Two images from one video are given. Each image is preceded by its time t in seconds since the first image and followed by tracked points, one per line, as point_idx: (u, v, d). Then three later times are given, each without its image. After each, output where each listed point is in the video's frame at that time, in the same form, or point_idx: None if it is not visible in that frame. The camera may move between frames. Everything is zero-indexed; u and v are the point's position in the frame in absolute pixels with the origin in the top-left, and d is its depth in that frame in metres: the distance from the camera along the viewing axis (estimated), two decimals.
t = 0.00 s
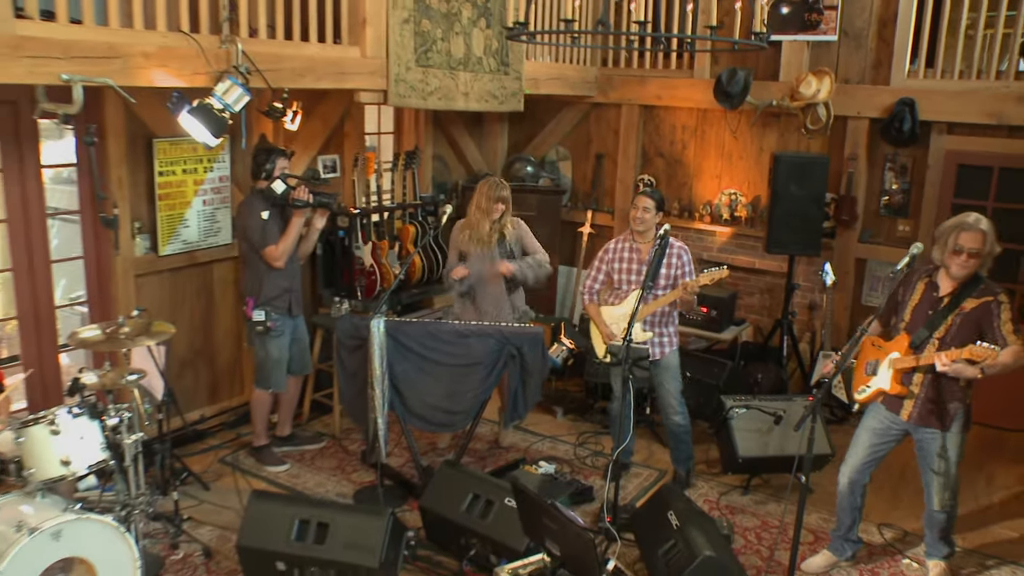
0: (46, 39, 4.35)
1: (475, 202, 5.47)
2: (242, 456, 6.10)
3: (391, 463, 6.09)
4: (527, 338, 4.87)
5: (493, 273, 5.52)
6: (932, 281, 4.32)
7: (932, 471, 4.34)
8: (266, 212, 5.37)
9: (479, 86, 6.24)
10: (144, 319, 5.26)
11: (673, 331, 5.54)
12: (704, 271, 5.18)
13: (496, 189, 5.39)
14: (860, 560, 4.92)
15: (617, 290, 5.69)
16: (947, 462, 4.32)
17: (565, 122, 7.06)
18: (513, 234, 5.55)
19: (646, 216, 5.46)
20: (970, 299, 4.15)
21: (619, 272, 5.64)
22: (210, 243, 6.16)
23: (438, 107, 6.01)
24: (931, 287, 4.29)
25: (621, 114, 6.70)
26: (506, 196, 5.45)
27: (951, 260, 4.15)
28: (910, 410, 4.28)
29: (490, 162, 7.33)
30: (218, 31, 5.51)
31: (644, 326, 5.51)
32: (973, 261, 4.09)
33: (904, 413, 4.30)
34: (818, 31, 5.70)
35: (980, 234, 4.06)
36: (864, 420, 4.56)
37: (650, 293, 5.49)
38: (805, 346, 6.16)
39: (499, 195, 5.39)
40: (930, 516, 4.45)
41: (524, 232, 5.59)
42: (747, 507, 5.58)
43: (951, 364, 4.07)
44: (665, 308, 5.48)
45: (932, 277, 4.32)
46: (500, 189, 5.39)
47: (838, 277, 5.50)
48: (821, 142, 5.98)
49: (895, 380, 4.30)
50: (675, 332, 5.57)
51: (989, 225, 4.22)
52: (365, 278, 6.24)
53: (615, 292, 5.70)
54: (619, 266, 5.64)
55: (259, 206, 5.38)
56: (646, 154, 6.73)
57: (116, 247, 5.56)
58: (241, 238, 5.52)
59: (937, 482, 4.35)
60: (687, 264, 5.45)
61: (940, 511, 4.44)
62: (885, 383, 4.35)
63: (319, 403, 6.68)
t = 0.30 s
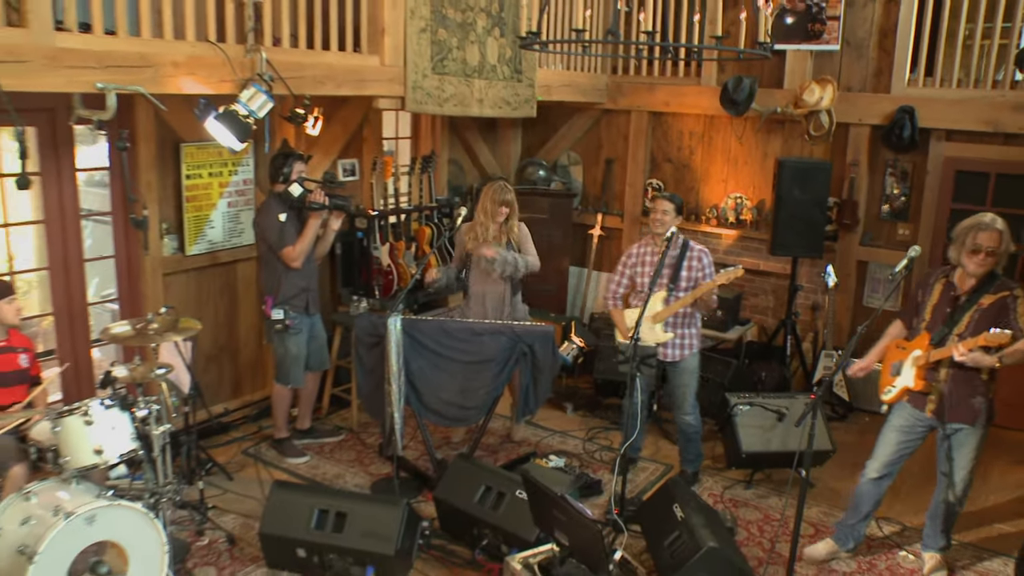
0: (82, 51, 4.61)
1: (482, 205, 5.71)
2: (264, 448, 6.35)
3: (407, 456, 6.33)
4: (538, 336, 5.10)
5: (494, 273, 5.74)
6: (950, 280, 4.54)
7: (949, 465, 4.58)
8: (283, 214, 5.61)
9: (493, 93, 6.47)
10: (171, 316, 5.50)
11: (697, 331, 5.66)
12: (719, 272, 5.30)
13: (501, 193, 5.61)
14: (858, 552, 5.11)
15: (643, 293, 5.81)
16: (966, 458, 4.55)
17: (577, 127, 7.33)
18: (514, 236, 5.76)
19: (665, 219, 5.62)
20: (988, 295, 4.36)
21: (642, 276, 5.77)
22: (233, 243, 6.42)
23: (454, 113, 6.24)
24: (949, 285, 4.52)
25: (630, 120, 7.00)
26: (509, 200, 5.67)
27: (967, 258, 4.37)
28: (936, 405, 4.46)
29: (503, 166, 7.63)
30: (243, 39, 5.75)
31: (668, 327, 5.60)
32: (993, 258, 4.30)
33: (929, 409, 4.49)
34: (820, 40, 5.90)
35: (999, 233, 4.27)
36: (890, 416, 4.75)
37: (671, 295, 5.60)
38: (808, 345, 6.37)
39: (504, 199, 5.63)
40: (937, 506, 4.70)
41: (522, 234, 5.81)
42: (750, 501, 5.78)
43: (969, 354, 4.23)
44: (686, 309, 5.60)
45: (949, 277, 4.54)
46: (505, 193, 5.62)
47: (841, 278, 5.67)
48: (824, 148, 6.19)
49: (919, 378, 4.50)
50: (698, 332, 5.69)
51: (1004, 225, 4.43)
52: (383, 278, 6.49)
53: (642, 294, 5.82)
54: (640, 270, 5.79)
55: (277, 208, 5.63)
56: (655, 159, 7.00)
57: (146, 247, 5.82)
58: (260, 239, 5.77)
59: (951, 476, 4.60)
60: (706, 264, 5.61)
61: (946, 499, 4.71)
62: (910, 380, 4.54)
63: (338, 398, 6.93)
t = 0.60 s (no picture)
0: (123, 61, 4.89)
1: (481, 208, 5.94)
2: (290, 439, 6.64)
3: (426, 448, 6.61)
4: (552, 333, 5.36)
5: (491, 273, 5.98)
6: (967, 279, 4.77)
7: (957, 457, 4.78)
8: (305, 217, 5.89)
9: (511, 100, 6.74)
10: (203, 312, 5.78)
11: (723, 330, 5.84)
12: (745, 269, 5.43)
13: (499, 196, 5.85)
14: (859, 544, 5.32)
15: (669, 296, 5.99)
16: (975, 450, 4.71)
17: (591, 133, 7.61)
18: (512, 236, 6.01)
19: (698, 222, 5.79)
20: (1002, 296, 4.58)
21: (671, 278, 5.93)
22: (261, 244, 6.71)
23: (473, 119, 6.50)
24: (965, 286, 4.75)
25: (643, 126, 7.27)
26: (505, 202, 5.89)
27: (983, 259, 4.61)
28: (950, 402, 4.71)
29: (519, 171, 7.93)
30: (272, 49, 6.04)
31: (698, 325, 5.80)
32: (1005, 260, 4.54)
33: (945, 404, 4.74)
34: (826, 51, 6.12)
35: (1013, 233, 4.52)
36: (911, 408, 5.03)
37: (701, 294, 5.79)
38: (813, 345, 6.59)
39: (501, 201, 5.85)
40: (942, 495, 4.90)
41: (519, 235, 6.05)
42: (755, 494, 6.01)
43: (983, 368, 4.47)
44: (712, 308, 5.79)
45: (965, 277, 4.77)
46: (501, 195, 5.85)
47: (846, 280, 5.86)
48: (829, 154, 6.43)
49: (935, 376, 4.74)
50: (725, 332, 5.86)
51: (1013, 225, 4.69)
52: (405, 277, 6.78)
53: (668, 297, 5.99)
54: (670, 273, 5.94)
55: (299, 211, 5.91)
56: (666, 164, 7.28)
57: (180, 247, 6.12)
58: (282, 241, 6.05)
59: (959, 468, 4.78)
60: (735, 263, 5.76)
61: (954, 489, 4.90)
62: (927, 377, 4.79)
63: (360, 392, 7.22)
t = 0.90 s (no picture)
0: (156, 70, 5.15)
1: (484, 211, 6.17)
2: (311, 432, 6.90)
3: (443, 441, 6.86)
4: (566, 333, 5.57)
5: (498, 272, 6.22)
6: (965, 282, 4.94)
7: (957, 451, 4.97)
8: (323, 220, 6.15)
9: (526, 106, 6.98)
10: (229, 309, 6.04)
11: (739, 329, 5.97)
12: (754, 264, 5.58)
13: (502, 198, 6.08)
14: (859, 536, 5.52)
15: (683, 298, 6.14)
16: (975, 442, 4.92)
17: (603, 138, 7.86)
18: (515, 239, 6.25)
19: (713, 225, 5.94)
20: (995, 299, 4.76)
21: (686, 279, 6.09)
22: (284, 244, 6.98)
23: (488, 125, 6.74)
24: (964, 288, 4.93)
25: (654, 132, 7.52)
26: (509, 206, 6.13)
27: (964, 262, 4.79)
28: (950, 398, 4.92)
29: (534, 175, 8.19)
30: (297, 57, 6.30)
31: (711, 324, 5.93)
32: (987, 262, 4.72)
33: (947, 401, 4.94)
34: (830, 60, 6.35)
35: (988, 235, 4.68)
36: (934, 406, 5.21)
37: (715, 293, 5.93)
38: (818, 345, 6.81)
39: (504, 203, 6.09)
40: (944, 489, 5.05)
41: (523, 239, 6.30)
42: (760, 488, 6.22)
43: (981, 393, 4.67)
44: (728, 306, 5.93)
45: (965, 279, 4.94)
46: (504, 198, 6.09)
47: (849, 281, 6.05)
48: (833, 160, 6.65)
49: (939, 376, 4.92)
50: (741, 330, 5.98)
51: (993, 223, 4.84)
52: (422, 278, 7.04)
53: (682, 298, 6.13)
54: (686, 275, 6.09)
55: (317, 214, 6.16)
56: (676, 169, 7.53)
57: (208, 247, 6.40)
58: (302, 243, 6.31)
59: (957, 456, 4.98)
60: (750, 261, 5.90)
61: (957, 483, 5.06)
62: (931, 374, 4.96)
63: (379, 387, 7.49)
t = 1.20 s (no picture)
0: (188, 78, 5.42)
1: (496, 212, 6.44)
2: (332, 425, 7.17)
3: (459, 435, 7.12)
4: (578, 332, 5.80)
5: (512, 273, 6.49)
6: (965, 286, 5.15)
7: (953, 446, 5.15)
8: (343, 222, 6.42)
9: (541, 112, 7.23)
10: (256, 307, 6.31)
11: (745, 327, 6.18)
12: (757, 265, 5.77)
13: (515, 200, 6.35)
14: (859, 529, 5.72)
15: (692, 300, 6.36)
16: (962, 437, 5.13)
17: (616, 144, 8.12)
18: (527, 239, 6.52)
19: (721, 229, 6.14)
20: (985, 304, 4.96)
21: (696, 282, 6.33)
22: (307, 245, 7.26)
23: (505, 130, 6.99)
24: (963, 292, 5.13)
25: (664, 138, 7.77)
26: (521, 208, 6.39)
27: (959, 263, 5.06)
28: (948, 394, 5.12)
29: (548, 179, 8.45)
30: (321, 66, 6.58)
31: (717, 323, 6.15)
32: (974, 269, 4.96)
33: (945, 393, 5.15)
34: (835, 69, 6.63)
35: (973, 243, 4.92)
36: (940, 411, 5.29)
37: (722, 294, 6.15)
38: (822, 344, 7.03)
39: (516, 206, 6.35)
40: (942, 482, 5.22)
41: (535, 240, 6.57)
42: (764, 483, 6.45)
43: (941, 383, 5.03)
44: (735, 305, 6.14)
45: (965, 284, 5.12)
46: (517, 201, 6.35)
47: (853, 283, 6.27)
48: (838, 165, 6.88)
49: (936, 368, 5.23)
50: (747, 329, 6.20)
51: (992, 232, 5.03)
52: (440, 277, 7.32)
53: (691, 300, 6.36)
54: (695, 277, 6.33)
55: (337, 216, 6.43)
56: (685, 173, 7.77)
57: (236, 247, 6.68)
58: (322, 245, 6.58)
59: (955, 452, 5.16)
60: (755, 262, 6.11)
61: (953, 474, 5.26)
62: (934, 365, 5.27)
63: (398, 383, 7.77)
